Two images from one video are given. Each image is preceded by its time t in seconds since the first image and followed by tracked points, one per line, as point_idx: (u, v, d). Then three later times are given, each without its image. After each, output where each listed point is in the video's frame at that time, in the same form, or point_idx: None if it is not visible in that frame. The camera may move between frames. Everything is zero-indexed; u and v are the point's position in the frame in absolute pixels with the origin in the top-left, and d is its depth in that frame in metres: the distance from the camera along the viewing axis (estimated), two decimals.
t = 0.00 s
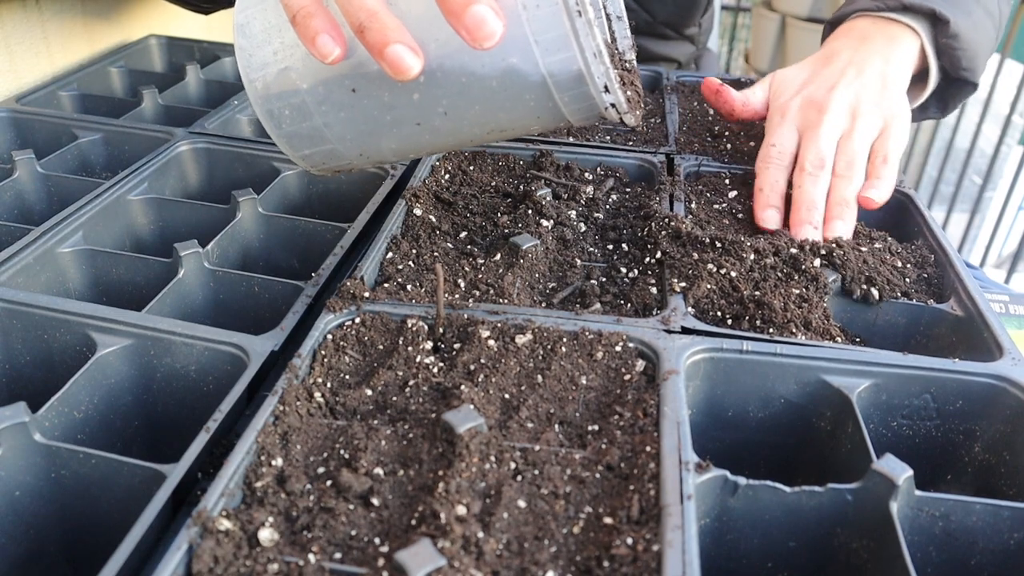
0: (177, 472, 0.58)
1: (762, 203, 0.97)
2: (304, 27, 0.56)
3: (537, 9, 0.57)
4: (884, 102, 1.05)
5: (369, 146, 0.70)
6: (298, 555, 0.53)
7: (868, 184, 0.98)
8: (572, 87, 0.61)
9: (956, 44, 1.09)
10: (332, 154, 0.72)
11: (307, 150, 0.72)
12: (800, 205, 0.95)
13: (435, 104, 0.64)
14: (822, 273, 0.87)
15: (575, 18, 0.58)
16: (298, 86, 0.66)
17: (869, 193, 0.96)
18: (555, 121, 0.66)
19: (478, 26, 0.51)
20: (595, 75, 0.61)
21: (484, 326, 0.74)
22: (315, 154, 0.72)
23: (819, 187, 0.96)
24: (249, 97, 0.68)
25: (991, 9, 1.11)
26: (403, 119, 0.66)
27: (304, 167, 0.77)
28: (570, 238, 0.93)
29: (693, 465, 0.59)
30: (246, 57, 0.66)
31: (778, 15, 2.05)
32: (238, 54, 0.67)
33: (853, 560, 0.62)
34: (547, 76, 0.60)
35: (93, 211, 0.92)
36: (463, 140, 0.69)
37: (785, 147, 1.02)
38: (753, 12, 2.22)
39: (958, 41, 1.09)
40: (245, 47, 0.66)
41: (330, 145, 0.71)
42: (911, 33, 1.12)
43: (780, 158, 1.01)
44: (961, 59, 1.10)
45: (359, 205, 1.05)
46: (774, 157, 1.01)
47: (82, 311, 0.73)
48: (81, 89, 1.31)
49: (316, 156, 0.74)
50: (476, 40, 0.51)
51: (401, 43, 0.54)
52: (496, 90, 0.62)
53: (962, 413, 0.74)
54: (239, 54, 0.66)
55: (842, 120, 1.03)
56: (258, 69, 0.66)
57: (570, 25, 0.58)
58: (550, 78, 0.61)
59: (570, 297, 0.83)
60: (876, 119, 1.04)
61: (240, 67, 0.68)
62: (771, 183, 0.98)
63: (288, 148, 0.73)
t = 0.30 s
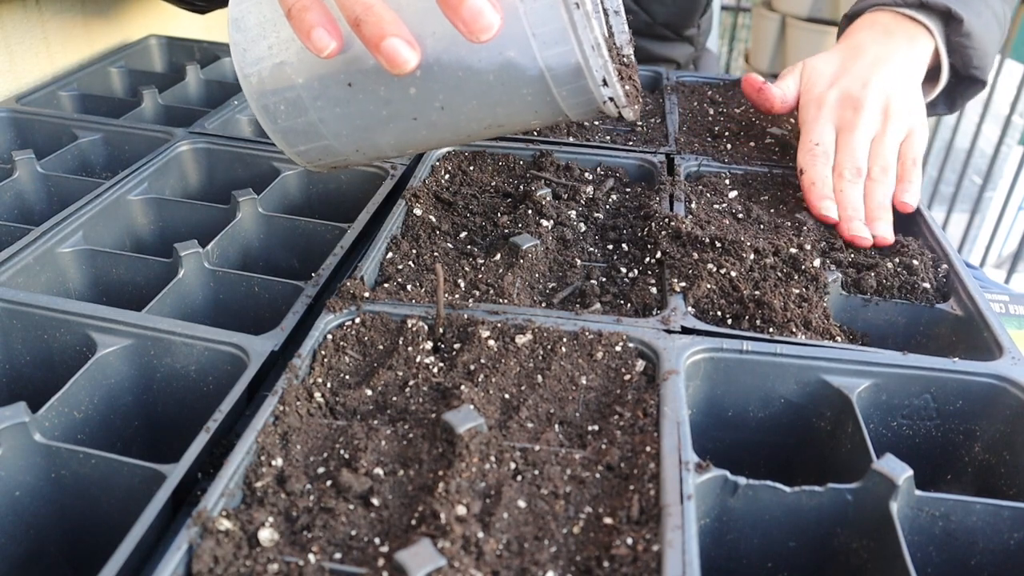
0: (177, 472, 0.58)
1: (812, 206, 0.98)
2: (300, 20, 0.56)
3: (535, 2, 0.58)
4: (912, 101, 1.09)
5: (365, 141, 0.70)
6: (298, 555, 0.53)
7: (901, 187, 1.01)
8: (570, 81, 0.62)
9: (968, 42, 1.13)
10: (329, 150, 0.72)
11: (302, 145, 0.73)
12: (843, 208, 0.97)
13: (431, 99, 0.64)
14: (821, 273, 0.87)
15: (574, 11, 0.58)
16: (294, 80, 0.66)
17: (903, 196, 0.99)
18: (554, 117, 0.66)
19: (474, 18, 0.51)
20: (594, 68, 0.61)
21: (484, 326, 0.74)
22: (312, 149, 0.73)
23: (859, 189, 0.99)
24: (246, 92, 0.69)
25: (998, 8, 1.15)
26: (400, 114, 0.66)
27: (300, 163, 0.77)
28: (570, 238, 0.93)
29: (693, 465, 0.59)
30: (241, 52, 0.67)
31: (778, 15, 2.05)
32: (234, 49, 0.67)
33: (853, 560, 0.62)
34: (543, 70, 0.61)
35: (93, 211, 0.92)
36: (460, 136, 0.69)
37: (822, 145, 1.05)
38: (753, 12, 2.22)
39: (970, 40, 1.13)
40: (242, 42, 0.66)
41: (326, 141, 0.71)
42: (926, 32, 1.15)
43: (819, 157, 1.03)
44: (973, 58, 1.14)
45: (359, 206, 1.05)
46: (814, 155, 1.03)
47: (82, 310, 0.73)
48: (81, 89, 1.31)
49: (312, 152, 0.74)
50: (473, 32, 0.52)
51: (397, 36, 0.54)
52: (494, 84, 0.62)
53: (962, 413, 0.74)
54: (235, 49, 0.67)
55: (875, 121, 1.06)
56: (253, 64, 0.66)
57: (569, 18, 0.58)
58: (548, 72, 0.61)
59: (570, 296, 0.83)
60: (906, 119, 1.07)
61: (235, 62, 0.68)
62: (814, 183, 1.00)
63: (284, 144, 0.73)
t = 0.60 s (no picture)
0: (177, 472, 0.58)
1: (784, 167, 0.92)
2: (304, 13, 0.56)
3: None
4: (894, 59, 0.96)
5: (370, 135, 0.71)
6: (298, 555, 0.53)
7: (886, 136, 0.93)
8: (575, 72, 0.61)
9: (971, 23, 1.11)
10: (333, 144, 0.73)
11: (307, 140, 0.73)
12: (814, 159, 0.89)
13: (436, 92, 0.64)
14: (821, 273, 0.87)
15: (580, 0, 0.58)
16: (299, 75, 0.66)
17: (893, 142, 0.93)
18: (557, 109, 0.66)
19: (479, 10, 0.51)
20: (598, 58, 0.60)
21: (484, 326, 0.74)
22: (316, 143, 0.73)
23: (835, 145, 0.89)
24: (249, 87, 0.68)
25: None
26: (405, 107, 0.66)
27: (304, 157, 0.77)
28: (570, 238, 0.93)
29: (693, 465, 0.59)
30: (245, 47, 0.66)
31: (778, 15, 2.05)
32: (238, 44, 0.66)
33: (853, 560, 0.62)
34: (548, 61, 0.61)
35: (93, 211, 0.92)
36: (464, 129, 0.69)
37: (800, 110, 0.93)
38: (753, 12, 2.22)
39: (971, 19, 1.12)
40: (246, 37, 0.66)
41: (331, 135, 0.71)
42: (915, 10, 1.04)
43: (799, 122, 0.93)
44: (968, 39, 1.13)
45: (359, 205, 1.05)
46: (786, 119, 0.93)
47: (82, 310, 0.73)
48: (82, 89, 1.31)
49: (316, 146, 0.74)
50: (478, 24, 0.52)
51: (402, 28, 0.54)
52: (498, 76, 0.62)
53: (962, 413, 0.74)
54: (238, 44, 0.66)
55: (856, 80, 0.93)
56: (257, 59, 0.66)
57: (575, 9, 0.58)
58: (552, 62, 0.61)
59: (570, 296, 0.83)
60: (889, 77, 0.94)
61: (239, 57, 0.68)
62: (785, 149, 0.92)
63: (288, 139, 0.73)
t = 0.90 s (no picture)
0: (177, 472, 0.58)
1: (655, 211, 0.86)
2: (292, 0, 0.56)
3: None
4: (823, 142, 0.92)
5: (360, 124, 0.71)
6: (298, 555, 0.53)
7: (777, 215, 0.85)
8: (564, 60, 0.63)
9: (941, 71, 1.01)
10: (324, 133, 0.73)
11: (298, 129, 0.73)
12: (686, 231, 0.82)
13: (426, 81, 0.65)
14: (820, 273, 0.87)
15: None
16: (290, 63, 0.66)
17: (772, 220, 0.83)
18: (547, 98, 0.67)
19: None
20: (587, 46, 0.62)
21: (484, 326, 0.74)
22: (306, 132, 0.73)
23: (709, 214, 0.84)
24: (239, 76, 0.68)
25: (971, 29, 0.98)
26: (394, 96, 0.67)
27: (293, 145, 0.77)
28: (570, 238, 0.93)
29: (693, 465, 0.59)
30: (236, 35, 0.66)
31: (778, 14, 2.05)
32: (228, 31, 0.66)
33: (853, 560, 0.62)
34: (538, 48, 0.61)
35: (93, 212, 0.92)
36: (455, 119, 0.70)
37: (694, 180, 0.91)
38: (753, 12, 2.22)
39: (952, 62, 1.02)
40: (237, 24, 0.66)
41: (322, 124, 0.71)
42: (878, 60, 0.97)
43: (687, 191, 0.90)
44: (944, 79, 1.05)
45: (359, 206, 1.05)
46: (680, 182, 0.90)
47: (82, 310, 0.73)
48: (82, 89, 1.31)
49: (306, 136, 0.74)
50: (466, 11, 0.52)
51: (391, 15, 0.54)
52: (488, 63, 0.63)
53: (963, 413, 0.74)
54: (229, 31, 0.66)
55: (764, 162, 0.92)
56: (248, 47, 0.66)
57: None
58: (542, 49, 0.61)
59: (570, 297, 0.83)
60: (806, 163, 0.91)
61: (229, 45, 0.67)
62: (666, 204, 0.87)
63: (278, 128, 0.73)
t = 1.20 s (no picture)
0: (177, 472, 0.58)
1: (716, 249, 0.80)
2: (292, 14, 0.56)
3: None
4: (896, 163, 0.88)
5: (358, 138, 0.71)
6: (298, 555, 0.53)
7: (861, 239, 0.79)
8: (566, 78, 0.62)
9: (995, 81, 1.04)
10: (322, 147, 0.73)
11: (295, 142, 0.73)
12: (765, 248, 0.77)
13: (426, 95, 0.64)
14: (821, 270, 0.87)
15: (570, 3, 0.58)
16: (288, 76, 0.66)
17: (857, 248, 0.78)
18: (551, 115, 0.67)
19: (469, 14, 0.52)
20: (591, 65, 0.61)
21: (484, 326, 0.74)
22: (305, 145, 0.73)
23: (788, 229, 0.79)
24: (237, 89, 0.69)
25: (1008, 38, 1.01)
26: (394, 111, 0.67)
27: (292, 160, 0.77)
28: (570, 238, 0.93)
29: (693, 465, 0.59)
30: (234, 47, 0.66)
31: (779, 15, 2.05)
32: (227, 43, 0.66)
33: (853, 559, 0.62)
34: (540, 64, 0.61)
35: (93, 212, 0.92)
36: (455, 134, 0.69)
37: (763, 194, 0.85)
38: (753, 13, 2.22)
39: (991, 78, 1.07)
40: (235, 36, 0.66)
41: (320, 138, 0.71)
42: (933, 79, 0.99)
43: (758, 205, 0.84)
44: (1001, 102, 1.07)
45: (360, 206, 1.05)
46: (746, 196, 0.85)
47: (82, 311, 0.73)
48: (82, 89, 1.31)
49: (304, 149, 0.74)
50: (468, 27, 0.53)
51: (391, 30, 0.54)
52: (490, 79, 0.63)
53: (962, 413, 0.74)
54: (227, 43, 0.66)
55: (842, 174, 0.86)
56: (246, 59, 0.66)
57: (566, 12, 0.59)
58: (544, 66, 0.61)
59: (570, 297, 0.83)
60: (885, 182, 0.86)
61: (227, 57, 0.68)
62: (735, 224, 0.82)
63: (277, 141, 0.73)
